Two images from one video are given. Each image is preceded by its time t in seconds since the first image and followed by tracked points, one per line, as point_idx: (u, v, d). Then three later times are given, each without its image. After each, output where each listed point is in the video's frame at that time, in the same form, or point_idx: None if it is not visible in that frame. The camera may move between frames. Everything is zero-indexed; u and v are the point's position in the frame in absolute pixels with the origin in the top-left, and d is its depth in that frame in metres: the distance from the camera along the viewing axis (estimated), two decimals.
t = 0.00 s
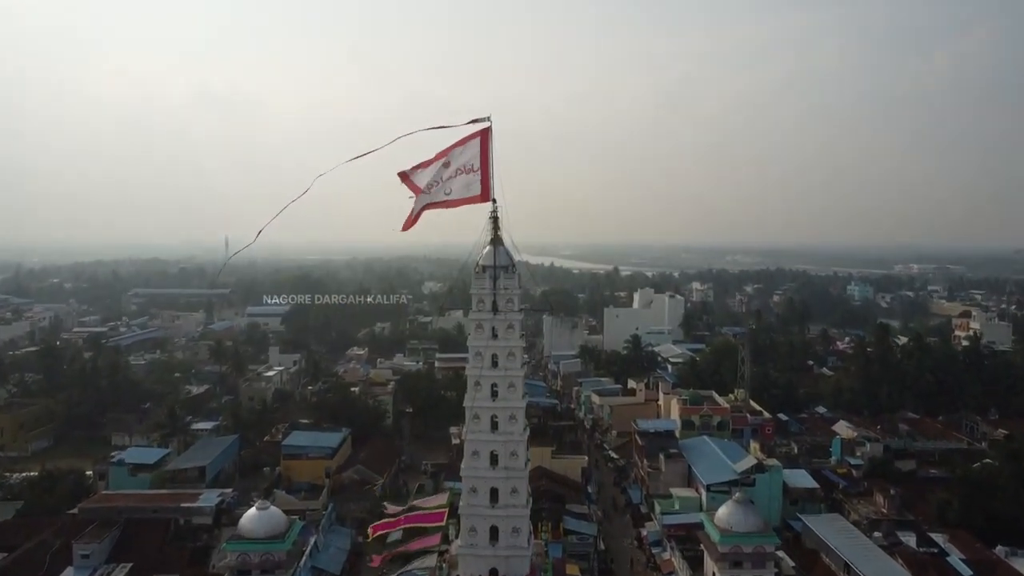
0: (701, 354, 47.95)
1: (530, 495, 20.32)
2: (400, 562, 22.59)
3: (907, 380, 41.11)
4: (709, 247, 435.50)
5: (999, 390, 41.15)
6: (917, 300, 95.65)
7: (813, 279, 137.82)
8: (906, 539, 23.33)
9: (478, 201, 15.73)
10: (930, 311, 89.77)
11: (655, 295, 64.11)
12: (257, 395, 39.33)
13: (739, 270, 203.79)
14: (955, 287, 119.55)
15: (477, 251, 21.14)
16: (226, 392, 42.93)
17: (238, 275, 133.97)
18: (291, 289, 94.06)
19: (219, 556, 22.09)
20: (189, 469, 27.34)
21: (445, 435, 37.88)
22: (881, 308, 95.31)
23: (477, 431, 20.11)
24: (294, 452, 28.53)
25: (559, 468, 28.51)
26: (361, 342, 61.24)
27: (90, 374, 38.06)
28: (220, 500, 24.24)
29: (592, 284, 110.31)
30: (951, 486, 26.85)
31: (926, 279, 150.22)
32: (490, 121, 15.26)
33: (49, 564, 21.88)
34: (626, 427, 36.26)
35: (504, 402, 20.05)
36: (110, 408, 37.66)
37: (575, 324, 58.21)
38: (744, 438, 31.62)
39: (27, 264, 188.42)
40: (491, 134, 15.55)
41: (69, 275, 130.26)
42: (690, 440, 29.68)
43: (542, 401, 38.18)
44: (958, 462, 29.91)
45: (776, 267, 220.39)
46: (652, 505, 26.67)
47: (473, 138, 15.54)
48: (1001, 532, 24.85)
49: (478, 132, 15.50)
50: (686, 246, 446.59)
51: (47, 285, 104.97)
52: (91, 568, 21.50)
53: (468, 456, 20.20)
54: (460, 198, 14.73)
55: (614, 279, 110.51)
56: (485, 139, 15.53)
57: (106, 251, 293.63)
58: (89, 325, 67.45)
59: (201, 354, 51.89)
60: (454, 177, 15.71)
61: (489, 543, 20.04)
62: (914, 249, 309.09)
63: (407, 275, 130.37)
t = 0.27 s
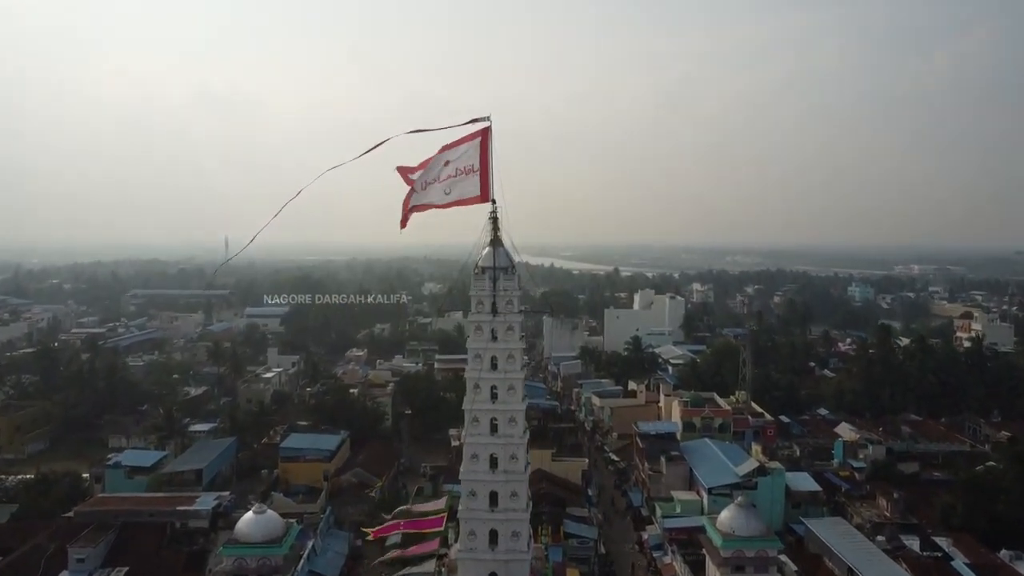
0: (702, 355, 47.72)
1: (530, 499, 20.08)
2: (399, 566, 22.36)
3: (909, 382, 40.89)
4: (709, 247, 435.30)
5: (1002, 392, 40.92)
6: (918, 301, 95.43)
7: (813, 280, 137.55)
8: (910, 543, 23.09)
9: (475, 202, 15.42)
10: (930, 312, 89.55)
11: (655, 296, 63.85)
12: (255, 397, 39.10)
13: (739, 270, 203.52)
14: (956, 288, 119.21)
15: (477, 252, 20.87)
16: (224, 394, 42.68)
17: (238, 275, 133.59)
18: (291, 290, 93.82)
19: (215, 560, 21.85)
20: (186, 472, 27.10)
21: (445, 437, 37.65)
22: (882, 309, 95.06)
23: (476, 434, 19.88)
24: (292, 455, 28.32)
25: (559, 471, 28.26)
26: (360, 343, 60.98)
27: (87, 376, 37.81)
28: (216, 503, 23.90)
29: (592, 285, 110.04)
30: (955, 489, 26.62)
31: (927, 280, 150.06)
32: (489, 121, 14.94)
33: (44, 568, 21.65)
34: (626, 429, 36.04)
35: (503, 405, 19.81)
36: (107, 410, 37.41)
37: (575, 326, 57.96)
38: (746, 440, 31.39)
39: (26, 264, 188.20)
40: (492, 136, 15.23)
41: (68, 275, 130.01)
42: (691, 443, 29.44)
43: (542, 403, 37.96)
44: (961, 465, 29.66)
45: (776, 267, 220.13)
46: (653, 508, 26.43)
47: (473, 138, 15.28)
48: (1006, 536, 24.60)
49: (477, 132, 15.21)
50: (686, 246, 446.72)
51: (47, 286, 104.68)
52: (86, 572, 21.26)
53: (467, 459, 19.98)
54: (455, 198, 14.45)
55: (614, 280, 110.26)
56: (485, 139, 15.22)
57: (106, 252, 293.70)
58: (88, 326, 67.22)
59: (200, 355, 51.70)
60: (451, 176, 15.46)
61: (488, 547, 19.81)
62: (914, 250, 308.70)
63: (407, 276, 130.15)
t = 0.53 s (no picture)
0: (703, 356, 47.52)
1: (530, 502, 19.89)
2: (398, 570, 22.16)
3: (911, 383, 40.67)
4: (709, 247, 434.80)
5: (1004, 394, 40.69)
6: (918, 301, 95.24)
7: (814, 280, 137.31)
8: (913, 546, 22.89)
9: (474, 203, 15.22)
10: (931, 313, 89.36)
11: (656, 297, 63.62)
12: (254, 399, 38.91)
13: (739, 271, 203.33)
14: (957, 289, 119.00)
15: (476, 252, 20.61)
16: (223, 395, 42.48)
17: (237, 276, 133.38)
18: (291, 291, 93.64)
19: (213, 563, 21.66)
20: (184, 475, 26.91)
21: (444, 439, 37.46)
22: (883, 309, 94.87)
23: (476, 437, 19.68)
24: (291, 457, 28.12)
25: (559, 473, 28.06)
26: (360, 344, 60.77)
27: (85, 377, 37.60)
28: (214, 506, 23.73)
29: (593, 285, 109.81)
30: (958, 492, 26.41)
31: (927, 281, 150.15)
32: (491, 121, 14.76)
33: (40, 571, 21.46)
34: (627, 431, 35.85)
35: (503, 407, 19.60)
36: (105, 412, 37.20)
37: (576, 326, 57.72)
38: (747, 442, 31.17)
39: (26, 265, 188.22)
40: (492, 136, 15.06)
41: (68, 275, 129.88)
42: (693, 445, 29.23)
43: (542, 405, 37.76)
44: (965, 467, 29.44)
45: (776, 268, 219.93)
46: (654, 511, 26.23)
47: (473, 138, 15.09)
48: (1009, 539, 24.37)
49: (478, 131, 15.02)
50: (686, 247, 445.69)
51: (46, 286, 104.47)
52: None
53: (467, 462, 19.78)
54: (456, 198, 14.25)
55: (614, 281, 110.02)
56: (486, 140, 15.04)
57: (108, 252, 293.33)
58: (87, 327, 67.04)
59: (199, 356, 51.54)
60: (450, 175, 15.24)
61: (488, 551, 19.61)
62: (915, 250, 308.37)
63: (406, 276, 130.05)
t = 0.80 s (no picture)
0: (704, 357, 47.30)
1: (530, 506, 19.68)
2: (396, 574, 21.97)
3: (913, 385, 40.42)
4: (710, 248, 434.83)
5: (1007, 395, 40.45)
6: (919, 302, 95.08)
7: (815, 281, 137.04)
8: (917, 550, 22.66)
9: (473, 205, 15.03)
10: (933, 314, 89.16)
11: (657, 298, 63.39)
12: (253, 400, 38.71)
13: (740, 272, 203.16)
14: (959, 289, 118.81)
15: (476, 253, 20.36)
16: (222, 397, 42.28)
17: (237, 276, 133.22)
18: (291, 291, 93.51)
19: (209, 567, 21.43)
20: (181, 477, 26.70)
21: (443, 440, 37.25)
22: (884, 311, 94.67)
23: (475, 440, 19.46)
24: (289, 459, 27.90)
25: (559, 476, 27.86)
26: (359, 345, 60.57)
27: (83, 379, 37.40)
28: (212, 509, 23.60)
29: (594, 286, 109.62)
30: (962, 495, 26.17)
31: (928, 282, 149.84)
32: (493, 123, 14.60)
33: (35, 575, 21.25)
34: (628, 433, 35.64)
35: (503, 410, 19.39)
36: (102, 413, 36.99)
37: (576, 327, 57.48)
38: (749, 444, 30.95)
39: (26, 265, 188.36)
40: (491, 137, 14.90)
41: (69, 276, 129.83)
42: (694, 447, 29.02)
43: (542, 406, 37.55)
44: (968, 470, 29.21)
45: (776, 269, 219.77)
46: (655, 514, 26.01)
47: (473, 139, 14.85)
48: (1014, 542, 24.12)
49: (477, 131, 14.78)
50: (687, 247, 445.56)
51: (46, 287, 104.36)
52: None
53: (466, 465, 19.57)
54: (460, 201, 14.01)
55: (615, 282, 109.81)
56: (485, 140, 14.85)
57: (108, 252, 293.05)
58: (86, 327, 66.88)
59: (198, 357, 51.36)
60: (449, 176, 14.93)
61: (487, 555, 19.40)
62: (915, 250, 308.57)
63: (406, 277, 130.04)
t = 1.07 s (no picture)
0: (705, 358, 47.14)
1: (530, 510, 19.48)
2: None
3: (915, 386, 40.22)
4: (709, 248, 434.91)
5: (1010, 397, 40.23)
6: (920, 303, 94.93)
7: (815, 282, 136.96)
8: (920, 553, 22.45)
9: (471, 206, 14.87)
10: (933, 315, 89.02)
11: (657, 299, 63.21)
12: (251, 402, 38.50)
13: (740, 273, 203.17)
14: (959, 291, 118.74)
15: (475, 254, 20.15)
16: (220, 398, 42.07)
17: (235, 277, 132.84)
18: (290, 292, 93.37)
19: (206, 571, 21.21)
20: (177, 480, 26.49)
21: (443, 442, 37.06)
22: (885, 312, 94.52)
23: (474, 442, 19.26)
24: (287, 462, 27.71)
25: (559, 478, 27.69)
26: (359, 346, 60.38)
27: (80, 380, 37.19)
28: (209, 513, 23.55)
29: (594, 287, 109.45)
30: (965, 498, 25.96)
31: (929, 282, 149.72)
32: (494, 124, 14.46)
33: None
34: (628, 435, 35.44)
35: (502, 412, 19.20)
36: (100, 415, 36.77)
37: (576, 328, 57.29)
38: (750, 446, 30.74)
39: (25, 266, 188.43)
40: (490, 137, 14.76)
41: (69, 276, 129.69)
42: (695, 450, 28.81)
43: (542, 408, 37.37)
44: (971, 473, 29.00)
45: (776, 269, 219.72)
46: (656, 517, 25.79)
47: (473, 139, 14.68)
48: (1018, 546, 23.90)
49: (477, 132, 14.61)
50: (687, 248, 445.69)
51: (45, 288, 104.17)
52: None
53: (465, 468, 19.38)
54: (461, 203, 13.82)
55: (615, 282, 109.68)
56: (484, 141, 14.71)
57: (109, 253, 293.29)
58: (84, 328, 66.68)
59: (197, 359, 51.12)
60: (449, 177, 14.73)
61: (486, 559, 19.20)
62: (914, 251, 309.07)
63: (407, 277, 130.00)
